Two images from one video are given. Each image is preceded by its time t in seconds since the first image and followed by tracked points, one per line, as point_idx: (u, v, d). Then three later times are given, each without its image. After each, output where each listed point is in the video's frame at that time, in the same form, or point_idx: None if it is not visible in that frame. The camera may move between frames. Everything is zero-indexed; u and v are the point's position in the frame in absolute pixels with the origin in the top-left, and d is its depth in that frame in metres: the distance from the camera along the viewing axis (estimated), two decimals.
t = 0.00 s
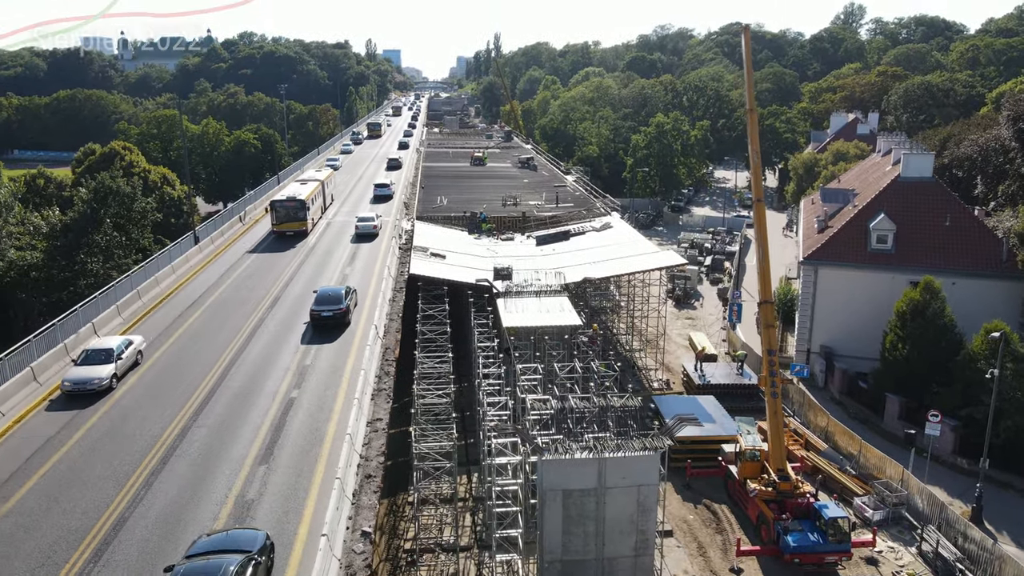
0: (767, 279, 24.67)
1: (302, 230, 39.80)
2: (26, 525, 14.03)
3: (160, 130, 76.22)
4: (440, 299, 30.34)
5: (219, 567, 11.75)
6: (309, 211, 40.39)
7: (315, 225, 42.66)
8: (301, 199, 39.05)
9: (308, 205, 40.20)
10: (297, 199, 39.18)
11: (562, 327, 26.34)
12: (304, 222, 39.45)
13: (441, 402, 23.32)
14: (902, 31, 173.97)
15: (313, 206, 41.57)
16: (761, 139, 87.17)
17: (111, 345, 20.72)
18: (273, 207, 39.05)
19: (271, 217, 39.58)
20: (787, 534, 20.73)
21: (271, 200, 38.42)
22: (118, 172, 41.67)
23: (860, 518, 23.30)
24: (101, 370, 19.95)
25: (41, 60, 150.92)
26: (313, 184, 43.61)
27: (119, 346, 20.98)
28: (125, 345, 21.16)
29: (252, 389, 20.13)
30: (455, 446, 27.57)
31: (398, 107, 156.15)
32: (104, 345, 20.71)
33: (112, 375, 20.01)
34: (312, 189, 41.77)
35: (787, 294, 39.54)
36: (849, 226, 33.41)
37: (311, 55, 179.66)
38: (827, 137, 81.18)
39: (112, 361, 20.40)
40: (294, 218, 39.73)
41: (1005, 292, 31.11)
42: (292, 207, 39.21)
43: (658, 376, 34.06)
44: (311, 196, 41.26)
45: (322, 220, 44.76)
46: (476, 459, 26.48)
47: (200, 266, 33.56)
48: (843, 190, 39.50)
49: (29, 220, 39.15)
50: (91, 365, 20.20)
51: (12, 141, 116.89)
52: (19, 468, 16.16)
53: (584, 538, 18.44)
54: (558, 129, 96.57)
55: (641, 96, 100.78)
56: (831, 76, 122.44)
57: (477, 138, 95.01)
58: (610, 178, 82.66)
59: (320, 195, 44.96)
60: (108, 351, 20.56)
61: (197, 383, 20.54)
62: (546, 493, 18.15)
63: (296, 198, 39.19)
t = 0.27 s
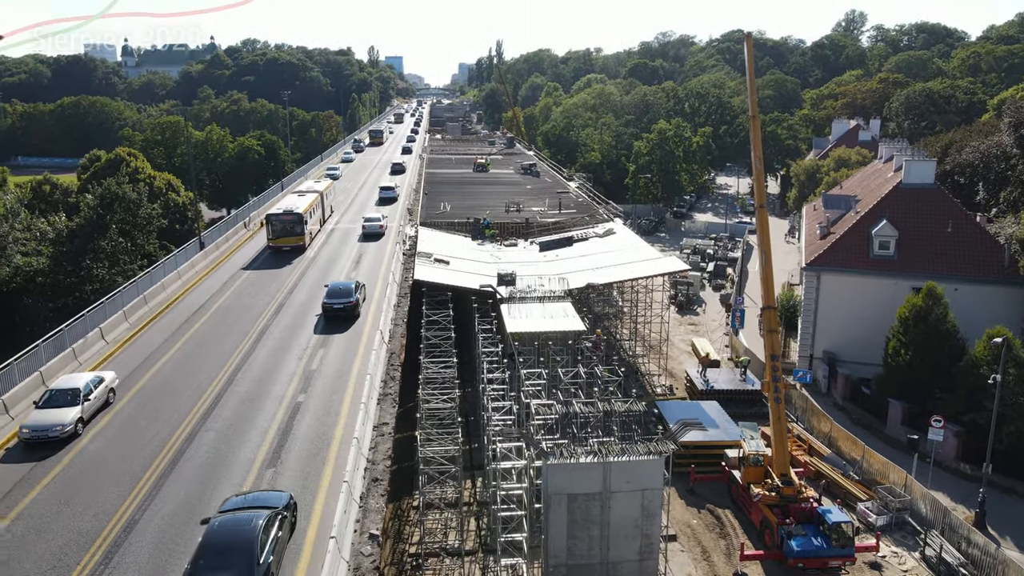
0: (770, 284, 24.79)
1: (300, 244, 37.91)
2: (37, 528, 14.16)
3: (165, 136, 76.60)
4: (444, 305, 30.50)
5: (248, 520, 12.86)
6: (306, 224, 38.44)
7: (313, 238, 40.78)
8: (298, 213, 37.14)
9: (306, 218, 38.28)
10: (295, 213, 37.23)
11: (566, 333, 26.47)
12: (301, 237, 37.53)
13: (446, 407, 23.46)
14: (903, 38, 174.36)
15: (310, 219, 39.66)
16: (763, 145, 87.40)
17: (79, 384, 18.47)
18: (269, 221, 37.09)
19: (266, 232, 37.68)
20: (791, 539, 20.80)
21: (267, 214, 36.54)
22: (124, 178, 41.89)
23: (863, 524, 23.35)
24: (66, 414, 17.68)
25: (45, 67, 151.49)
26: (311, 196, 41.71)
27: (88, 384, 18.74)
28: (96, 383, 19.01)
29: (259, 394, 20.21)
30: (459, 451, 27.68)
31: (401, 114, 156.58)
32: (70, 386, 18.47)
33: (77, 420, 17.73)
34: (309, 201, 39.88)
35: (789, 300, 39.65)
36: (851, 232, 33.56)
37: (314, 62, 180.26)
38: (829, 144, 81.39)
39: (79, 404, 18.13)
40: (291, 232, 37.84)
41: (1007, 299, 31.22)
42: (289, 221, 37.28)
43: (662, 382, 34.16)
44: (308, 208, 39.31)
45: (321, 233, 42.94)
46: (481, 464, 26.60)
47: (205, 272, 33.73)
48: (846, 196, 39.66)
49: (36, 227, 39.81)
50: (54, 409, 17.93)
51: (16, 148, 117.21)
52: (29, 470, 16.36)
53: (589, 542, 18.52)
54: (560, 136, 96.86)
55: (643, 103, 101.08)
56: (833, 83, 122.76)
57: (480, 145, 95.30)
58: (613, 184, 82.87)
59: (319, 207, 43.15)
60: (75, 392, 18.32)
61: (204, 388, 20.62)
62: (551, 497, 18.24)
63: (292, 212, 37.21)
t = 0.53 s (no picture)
0: (772, 286, 24.98)
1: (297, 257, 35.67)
2: (49, 526, 14.35)
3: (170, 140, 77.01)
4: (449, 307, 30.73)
5: (274, 478, 14.20)
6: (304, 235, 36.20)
7: (310, 250, 38.62)
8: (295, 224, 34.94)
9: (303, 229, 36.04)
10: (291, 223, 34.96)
11: (569, 335, 26.68)
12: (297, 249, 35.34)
13: (451, 409, 23.65)
14: (905, 42, 174.82)
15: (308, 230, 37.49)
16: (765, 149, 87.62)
17: (38, 427, 16.28)
18: (263, 233, 34.86)
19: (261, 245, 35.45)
20: (793, 540, 20.95)
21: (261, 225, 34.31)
22: (130, 182, 42.23)
23: (865, 525, 23.49)
24: (21, 464, 15.51)
25: (49, 71, 151.92)
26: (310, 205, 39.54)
27: (50, 427, 16.58)
28: (58, 426, 16.83)
29: (266, 396, 20.38)
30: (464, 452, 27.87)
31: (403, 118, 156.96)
32: (26, 431, 16.15)
33: (33, 471, 15.54)
34: (308, 211, 37.71)
35: (791, 303, 39.83)
36: (853, 236, 33.76)
37: (316, 66, 180.81)
38: (830, 148, 81.62)
39: (38, 452, 15.97)
40: (288, 243, 35.65)
41: (1008, 302, 31.40)
42: (285, 233, 35.03)
43: (664, 384, 34.34)
44: (306, 219, 37.13)
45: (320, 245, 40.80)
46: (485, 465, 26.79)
47: (211, 276, 33.92)
48: (847, 200, 39.87)
49: (44, 230, 40.40)
50: (9, 458, 15.72)
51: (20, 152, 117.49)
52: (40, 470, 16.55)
53: (593, 542, 18.70)
54: (563, 139, 97.15)
55: (645, 107, 101.36)
56: (834, 87, 123.07)
57: (483, 149, 95.57)
58: (615, 188, 83.09)
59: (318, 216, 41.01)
60: (32, 439, 16.05)
61: (211, 390, 20.78)
62: (555, 498, 18.42)
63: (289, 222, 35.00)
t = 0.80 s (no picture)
0: (773, 287, 25.24)
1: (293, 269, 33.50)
2: (64, 522, 14.62)
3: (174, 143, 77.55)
4: (452, 308, 31.01)
5: (297, 442, 15.73)
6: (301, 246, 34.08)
7: (308, 261, 36.51)
8: (293, 234, 32.84)
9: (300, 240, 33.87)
10: (287, 234, 32.81)
11: (572, 336, 26.93)
12: (294, 261, 33.25)
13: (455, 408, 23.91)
14: (906, 45, 175.10)
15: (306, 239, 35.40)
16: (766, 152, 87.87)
17: None
18: (257, 243, 32.71)
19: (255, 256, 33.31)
20: (794, 538, 21.19)
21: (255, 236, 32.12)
22: (136, 185, 42.58)
23: (865, 523, 23.74)
24: None
25: (53, 74, 152.35)
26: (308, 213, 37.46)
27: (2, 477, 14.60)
28: (11, 478, 14.78)
29: (273, 395, 20.63)
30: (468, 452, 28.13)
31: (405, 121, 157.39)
32: None
33: None
34: (306, 220, 35.63)
35: (792, 304, 40.08)
36: (854, 237, 34.01)
37: (318, 69, 181.24)
38: (831, 151, 81.86)
39: None
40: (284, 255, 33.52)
41: (1007, 303, 31.63)
42: (281, 244, 32.91)
43: (666, 385, 34.57)
44: (304, 228, 34.99)
45: (318, 256, 38.74)
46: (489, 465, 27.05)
47: (217, 277, 34.18)
48: (848, 202, 40.10)
49: (51, 233, 40.86)
50: None
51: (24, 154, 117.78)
52: (54, 467, 16.80)
53: (596, 539, 18.94)
54: (565, 142, 97.44)
55: (647, 110, 101.66)
56: (835, 90, 123.40)
57: (485, 152, 95.90)
58: (617, 191, 83.36)
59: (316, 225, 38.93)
60: None
61: (219, 389, 21.00)
62: (559, 495, 18.66)
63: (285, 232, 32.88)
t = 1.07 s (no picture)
0: (773, 287, 25.53)
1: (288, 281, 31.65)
2: (78, 515, 14.96)
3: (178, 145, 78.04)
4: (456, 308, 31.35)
5: (316, 409, 17.36)
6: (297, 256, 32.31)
7: (305, 272, 34.69)
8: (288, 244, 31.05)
9: (296, 250, 32.20)
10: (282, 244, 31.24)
11: (575, 335, 27.25)
12: (290, 273, 31.52)
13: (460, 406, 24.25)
14: (907, 46, 175.52)
15: (303, 249, 33.64)
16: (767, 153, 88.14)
17: None
18: (251, 254, 30.98)
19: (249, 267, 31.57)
20: (794, 533, 21.49)
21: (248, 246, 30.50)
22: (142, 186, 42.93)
23: (865, 519, 24.03)
24: None
25: (56, 76, 152.70)
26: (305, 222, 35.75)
27: None
28: None
29: (281, 392, 20.95)
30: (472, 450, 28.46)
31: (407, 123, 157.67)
32: None
33: None
34: (302, 229, 33.91)
35: (793, 304, 40.39)
36: (854, 238, 34.31)
37: (320, 71, 181.58)
38: (833, 152, 82.13)
39: None
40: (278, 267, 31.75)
41: (1007, 303, 31.90)
42: (276, 255, 31.20)
43: (668, 385, 34.87)
44: (300, 237, 33.22)
45: (316, 267, 36.92)
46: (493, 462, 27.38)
47: (223, 278, 34.55)
48: (848, 203, 40.41)
49: (58, 234, 41.25)
50: None
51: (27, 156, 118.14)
52: (68, 462, 17.14)
53: (599, 534, 19.27)
54: (567, 144, 97.80)
55: (648, 111, 101.93)
56: (836, 92, 123.68)
57: (487, 153, 96.32)
58: (619, 192, 83.68)
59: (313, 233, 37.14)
60: None
61: (227, 387, 21.31)
62: (563, 490, 18.97)
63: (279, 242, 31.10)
